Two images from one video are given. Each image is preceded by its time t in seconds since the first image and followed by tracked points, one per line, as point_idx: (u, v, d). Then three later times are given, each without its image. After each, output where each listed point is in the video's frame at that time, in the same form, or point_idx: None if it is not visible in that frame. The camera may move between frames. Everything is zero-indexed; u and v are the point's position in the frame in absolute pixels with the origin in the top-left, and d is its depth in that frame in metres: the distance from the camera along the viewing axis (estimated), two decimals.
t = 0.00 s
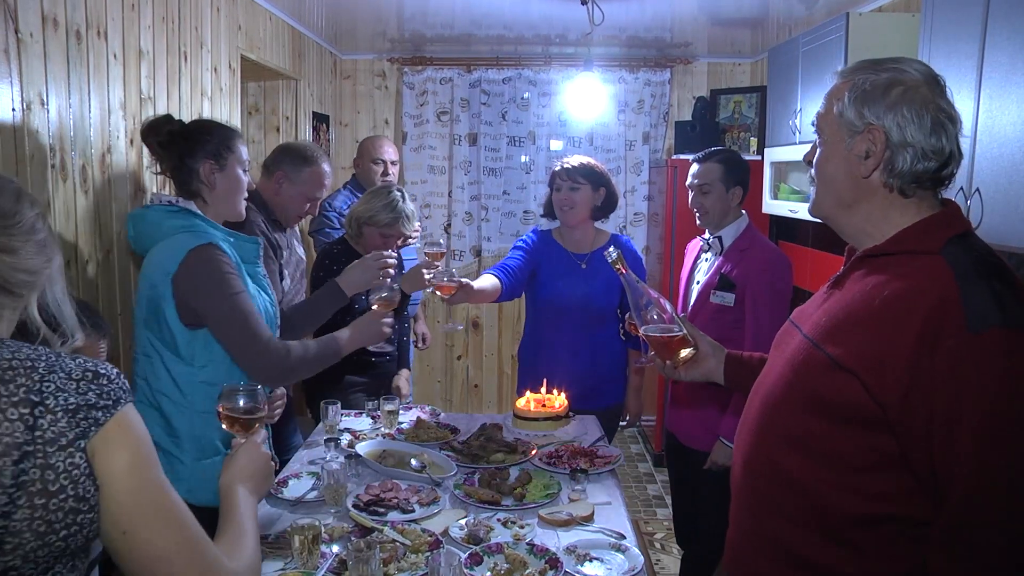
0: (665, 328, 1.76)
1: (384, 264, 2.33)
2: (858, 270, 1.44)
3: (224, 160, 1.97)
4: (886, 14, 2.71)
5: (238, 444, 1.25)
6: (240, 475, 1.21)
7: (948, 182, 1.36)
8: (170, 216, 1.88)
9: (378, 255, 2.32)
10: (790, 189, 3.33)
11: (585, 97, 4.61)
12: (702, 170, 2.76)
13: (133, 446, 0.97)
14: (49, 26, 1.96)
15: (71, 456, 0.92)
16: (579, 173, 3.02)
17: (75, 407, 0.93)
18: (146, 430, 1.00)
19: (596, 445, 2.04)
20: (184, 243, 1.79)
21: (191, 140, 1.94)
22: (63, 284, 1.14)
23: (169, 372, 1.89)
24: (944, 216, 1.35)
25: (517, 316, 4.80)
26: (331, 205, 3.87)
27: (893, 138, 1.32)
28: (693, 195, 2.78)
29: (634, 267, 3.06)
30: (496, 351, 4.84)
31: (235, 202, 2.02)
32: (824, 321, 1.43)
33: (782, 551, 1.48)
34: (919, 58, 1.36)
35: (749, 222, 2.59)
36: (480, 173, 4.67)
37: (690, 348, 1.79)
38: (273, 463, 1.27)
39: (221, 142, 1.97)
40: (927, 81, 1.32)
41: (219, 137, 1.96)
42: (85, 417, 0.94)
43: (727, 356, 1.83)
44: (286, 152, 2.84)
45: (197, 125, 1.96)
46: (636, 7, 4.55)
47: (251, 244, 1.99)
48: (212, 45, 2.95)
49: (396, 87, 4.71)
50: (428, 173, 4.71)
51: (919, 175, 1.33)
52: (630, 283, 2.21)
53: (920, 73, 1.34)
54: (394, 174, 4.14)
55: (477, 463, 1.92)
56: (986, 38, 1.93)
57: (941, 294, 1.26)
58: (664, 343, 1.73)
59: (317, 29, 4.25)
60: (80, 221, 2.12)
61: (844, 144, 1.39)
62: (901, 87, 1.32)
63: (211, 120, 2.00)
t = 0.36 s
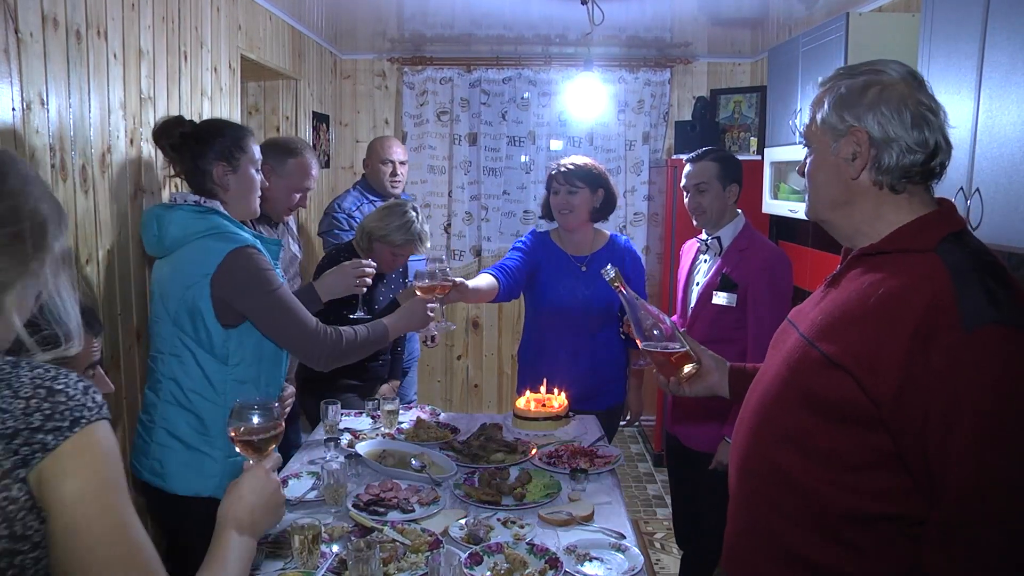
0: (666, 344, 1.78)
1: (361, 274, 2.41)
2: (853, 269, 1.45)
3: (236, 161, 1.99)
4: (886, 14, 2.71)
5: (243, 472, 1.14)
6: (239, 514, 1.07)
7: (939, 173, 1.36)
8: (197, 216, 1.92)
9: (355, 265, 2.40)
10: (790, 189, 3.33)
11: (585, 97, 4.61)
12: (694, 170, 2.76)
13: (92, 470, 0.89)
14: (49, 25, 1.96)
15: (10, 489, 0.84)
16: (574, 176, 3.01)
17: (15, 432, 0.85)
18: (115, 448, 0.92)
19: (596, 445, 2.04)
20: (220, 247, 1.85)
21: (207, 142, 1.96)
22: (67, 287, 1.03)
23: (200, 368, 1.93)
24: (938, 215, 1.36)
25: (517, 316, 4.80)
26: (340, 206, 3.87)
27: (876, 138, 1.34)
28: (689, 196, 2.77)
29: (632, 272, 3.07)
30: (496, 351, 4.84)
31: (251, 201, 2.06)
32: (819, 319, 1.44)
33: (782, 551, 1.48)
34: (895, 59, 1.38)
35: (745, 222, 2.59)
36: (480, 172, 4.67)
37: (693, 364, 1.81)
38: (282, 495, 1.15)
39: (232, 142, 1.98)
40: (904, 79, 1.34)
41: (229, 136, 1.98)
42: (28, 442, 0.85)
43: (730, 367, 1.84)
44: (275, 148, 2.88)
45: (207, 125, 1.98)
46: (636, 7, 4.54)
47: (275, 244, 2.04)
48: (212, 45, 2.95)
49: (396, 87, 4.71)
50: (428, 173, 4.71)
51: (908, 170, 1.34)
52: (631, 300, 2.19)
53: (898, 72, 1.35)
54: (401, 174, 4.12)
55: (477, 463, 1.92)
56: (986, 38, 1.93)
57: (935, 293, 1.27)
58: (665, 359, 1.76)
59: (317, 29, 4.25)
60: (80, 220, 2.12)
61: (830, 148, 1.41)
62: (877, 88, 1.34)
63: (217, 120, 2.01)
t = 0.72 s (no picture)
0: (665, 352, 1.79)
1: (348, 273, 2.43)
2: (849, 270, 1.45)
3: (240, 161, 1.98)
4: (885, 15, 2.71)
5: (230, 507, 1.12)
6: (212, 557, 1.06)
7: (934, 174, 1.36)
8: (197, 215, 1.93)
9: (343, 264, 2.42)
10: (789, 189, 3.33)
11: (585, 97, 4.61)
12: (691, 172, 2.77)
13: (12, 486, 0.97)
14: (49, 26, 1.96)
15: None
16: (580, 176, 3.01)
17: None
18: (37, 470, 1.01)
19: (596, 445, 2.04)
20: (214, 244, 1.84)
21: (213, 142, 1.95)
22: None
23: (192, 366, 1.93)
24: (933, 215, 1.36)
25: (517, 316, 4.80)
26: (350, 207, 3.89)
27: (873, 138, 1.34)
28: (687, 196, 2.78)
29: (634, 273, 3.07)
30: (496, 351, 4.84)
31: (256, 200, 2.04)
32: (816, 320, 1.44)
33: (782, 552, 1.48)
34: (893, 58, 1.37)
35: (745, 223, 2.59)
36: (480, 173, 4.67)
37: (694, 372, 1.81)
38: (269, 541, 1.13)
39: (236, 141, 1.97)
40: (901, 79, 1.34)
41: (232, 135, 1.96)
42: None
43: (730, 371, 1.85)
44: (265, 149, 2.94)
45: (211, 124, 1.96)
46: (636, 7, 4.53)
47: (276, 246, 2.03)
48: (212, 46, 2.95)
49: (396, 87, 4.71)
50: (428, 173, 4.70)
51: (904, 172, 1.34)
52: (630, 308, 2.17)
53: (895, 72, 1.35)
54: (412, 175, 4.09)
55: (477, 463, 1.92)
56: (985, 38, 1.93)
57: (930, 293, 1.27)
58: (668, 366, 1.78)
59: (317, 29, 4.25)
60: (80, 221, 2.12)
61: (826, 148, 1.41)
62: (875, 88, 1.34)
63: (220, 119, 1.99)
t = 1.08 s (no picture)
0: (671, 344, 1.79)
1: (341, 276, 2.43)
2: (849, 272, 1.45)
3: (260, 165, 1.96)
4: (886, 15, 2.71)
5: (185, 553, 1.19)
6: None
7: (935, 178, 1.36)
8: (180, 212, 1.94)
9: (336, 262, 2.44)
10: (789, 189, 3.34)
11: (585, 97, 4.61)
12: (692, 168, 2.76)
13: None
14: (49, 26, 1.96)
15: None
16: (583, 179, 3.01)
17: None
18: None
19: (596, 446, 2.04)
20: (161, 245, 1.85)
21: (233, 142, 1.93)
22: None
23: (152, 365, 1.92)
24: (934, 215, 1.36)
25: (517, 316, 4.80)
26: (353, 205, 3.89)
27: (876, 138, 1.34)
28: (687, 193, 2.78)
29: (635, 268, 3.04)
30: (495, 351, 4.85)
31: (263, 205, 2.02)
32: (816, 322, 1.44)
33: (782, 553, 1.48)
34: (900, 59, 1.37)
35: (745, 223, 2.59)
36: (479, 173, 4.67)
37: (695, 367, 1.82)
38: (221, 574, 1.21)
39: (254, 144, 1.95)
40: (906, 80, 1.34)
41: (250, 138, 1.95)
42: None
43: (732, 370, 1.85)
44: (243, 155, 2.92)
45: (233, 126, 1.96)
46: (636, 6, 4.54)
47: (251, 248, 1.98)
48: (212, 46, 2.95)
49: (396, 87, 4.71)
50: (428, 173, 4.68)
51: (905, 173, 1.34)
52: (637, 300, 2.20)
53: (900, 72, 1.35)
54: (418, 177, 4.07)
55: (477, 463, 1.92)
56: (986, 38, 1.93)
57: (930, 294, 1.27)
58: (670, 360, 1.78)
59: (317, 29, 4.25)
60: (80, 220, 2.12)
61: (828, 147, 1.41)
62: (880, 88, 1.34)
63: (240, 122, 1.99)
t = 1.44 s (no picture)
0: (679, 342, 1.77)
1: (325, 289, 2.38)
2: (854, 271, 1.42)
3: (264, 168, 1.98)
4: (894, 10, 2.68)
5: None
6: None
7: (943, 177, 1.33)
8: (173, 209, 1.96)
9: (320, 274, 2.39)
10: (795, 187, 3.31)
11: (587, 93, 4.57)
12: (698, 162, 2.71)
13: None
14: (39, 20, 1.92)
15: None
16: (581, 178, 2.98)
17: None
18: None
19: (598, 448, 2.00)
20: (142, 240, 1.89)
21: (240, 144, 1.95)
22: None
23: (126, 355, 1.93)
24: (943, 214, 1.33)
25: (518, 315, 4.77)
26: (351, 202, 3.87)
27: (882, 135, 1.31)
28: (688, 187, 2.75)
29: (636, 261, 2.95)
30: (496, 351, 4.81)
31: (272, 208, 2.04)
32: (821, 323, 1.41)
33: (788, 559, 1.44)
34: (909, 54, 1.34)
35: (748, 222, 2.56)
36: (480, 170, 4.63)
37: (702, 365, 1.78)
38: None
39: (259, 149, 1.97)
40: (914, 76, 1.31)
41: (255, 141, 1.97)
42: None
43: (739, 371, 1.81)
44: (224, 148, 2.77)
45: (239, 128, 1.98)
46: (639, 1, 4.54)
47: (232, 252, 1.97)
48: (208, 41, 2.92)
49: (395, 83, 4.68)
50: (428, 170, 4.63)
51: (912, 172, 1.31)
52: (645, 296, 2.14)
53: (908, 68, 1.32)
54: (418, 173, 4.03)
55: (477, 466, 1.89)
56: (1000, 31, 1.90)
57: (938, 295, 1.25)
58: (679, 358, 1.75)
59: (315, 24, 4.22)
60: (72, 218, 2.09)
61: (833, 144, 1.38)
62: (887, 84, 1.31)
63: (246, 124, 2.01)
